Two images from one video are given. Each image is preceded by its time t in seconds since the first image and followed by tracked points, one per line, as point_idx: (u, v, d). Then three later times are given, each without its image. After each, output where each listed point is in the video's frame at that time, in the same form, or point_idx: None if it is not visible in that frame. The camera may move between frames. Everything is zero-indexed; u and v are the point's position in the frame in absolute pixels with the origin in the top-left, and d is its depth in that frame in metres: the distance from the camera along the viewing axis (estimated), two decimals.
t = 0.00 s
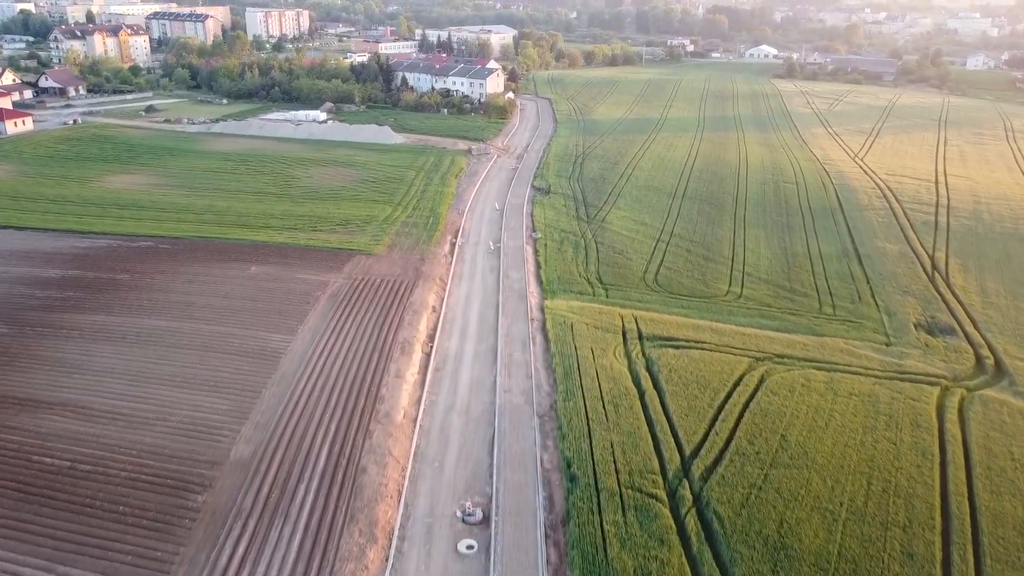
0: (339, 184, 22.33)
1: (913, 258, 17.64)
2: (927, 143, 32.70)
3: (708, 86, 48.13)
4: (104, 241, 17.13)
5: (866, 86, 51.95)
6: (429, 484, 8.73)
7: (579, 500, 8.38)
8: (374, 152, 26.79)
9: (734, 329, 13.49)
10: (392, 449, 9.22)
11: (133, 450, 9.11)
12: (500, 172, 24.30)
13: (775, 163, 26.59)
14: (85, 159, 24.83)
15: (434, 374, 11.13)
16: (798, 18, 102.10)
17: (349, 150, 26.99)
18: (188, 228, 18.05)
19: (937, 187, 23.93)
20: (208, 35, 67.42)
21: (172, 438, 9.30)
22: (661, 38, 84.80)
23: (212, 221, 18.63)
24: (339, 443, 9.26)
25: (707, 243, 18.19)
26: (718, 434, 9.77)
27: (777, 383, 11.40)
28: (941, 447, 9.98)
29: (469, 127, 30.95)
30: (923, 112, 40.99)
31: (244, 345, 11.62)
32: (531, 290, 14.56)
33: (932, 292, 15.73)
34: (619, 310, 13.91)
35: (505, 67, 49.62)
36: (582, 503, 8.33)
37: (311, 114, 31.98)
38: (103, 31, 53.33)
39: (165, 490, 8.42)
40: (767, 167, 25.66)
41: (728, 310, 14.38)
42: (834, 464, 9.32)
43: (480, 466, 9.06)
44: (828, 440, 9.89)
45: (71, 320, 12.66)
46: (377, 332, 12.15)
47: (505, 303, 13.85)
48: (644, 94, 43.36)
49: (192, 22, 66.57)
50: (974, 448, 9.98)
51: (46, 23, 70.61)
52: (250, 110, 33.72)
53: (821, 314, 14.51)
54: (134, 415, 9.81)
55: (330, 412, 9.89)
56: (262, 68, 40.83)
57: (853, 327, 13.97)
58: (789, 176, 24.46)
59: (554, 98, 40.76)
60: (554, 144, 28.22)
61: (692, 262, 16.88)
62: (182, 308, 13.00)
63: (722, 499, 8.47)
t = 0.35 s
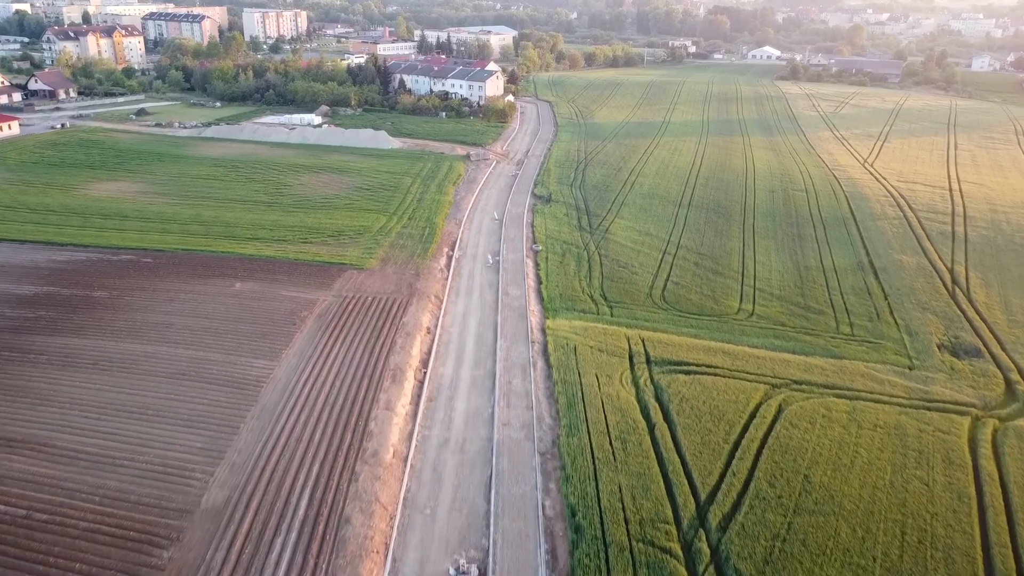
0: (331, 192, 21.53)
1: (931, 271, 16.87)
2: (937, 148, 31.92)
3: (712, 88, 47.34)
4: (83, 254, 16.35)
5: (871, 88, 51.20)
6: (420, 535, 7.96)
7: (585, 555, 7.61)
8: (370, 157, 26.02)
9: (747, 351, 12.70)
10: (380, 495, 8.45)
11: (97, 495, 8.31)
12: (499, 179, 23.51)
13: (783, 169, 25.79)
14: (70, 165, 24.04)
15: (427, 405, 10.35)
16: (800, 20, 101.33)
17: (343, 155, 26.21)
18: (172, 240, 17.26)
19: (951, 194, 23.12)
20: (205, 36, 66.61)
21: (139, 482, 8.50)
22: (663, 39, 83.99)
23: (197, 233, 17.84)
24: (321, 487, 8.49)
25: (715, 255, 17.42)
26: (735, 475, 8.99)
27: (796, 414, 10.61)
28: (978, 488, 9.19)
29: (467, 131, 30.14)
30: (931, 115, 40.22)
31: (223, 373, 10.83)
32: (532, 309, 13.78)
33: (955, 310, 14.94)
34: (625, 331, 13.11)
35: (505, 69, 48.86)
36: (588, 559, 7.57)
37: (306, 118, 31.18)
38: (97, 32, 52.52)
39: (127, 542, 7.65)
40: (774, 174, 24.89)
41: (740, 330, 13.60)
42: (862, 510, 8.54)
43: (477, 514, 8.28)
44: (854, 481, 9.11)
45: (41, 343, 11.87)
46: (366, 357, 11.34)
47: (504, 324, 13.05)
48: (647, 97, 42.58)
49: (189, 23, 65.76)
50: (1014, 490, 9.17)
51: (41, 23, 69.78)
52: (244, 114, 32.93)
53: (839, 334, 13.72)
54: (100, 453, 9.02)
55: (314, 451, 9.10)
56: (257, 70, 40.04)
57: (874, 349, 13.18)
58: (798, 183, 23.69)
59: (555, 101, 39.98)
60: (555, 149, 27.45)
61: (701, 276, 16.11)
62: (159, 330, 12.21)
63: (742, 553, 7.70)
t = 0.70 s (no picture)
0: (324, 200, 20.73)
1: (952, 286, 16.09)
2: (948, 153, 31.12)
3: (715, 90, 46.55)
4: (61, 268, 15.57)
5: (876, 90, 50.46)
6: None
7: None
8: (365, 163, 25.23)
9: (762, 376, 11.93)
10: (365, 548, 7.71)
11: (52, 548, 7.56)
12: (498, 186, 22.71)
13: (791, 175, 24.99)
14: (55, 171, 23.26)
15: (419, 440, 9.58)
16: (802, 20, 100.49)
17: (338, 161, 25.42)
18: (155, 252, 16.47)
19: (967, 203, 22.33)
20: (201, 37, 65.78)
21: (99, 534, 7.73)
22: (664, 40, 83.15)
23: (182, 244, 17.05)
24: (301, 540, 7.73)
25: (724, 268, 16.65)
26: (755, 522, 8.23)
27: (818, 449, 9.85)
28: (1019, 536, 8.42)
29: (466, 136, 29.34)
30: (939, 119, 39.45)
31: (199, 404, 10.04)
32: (532, 329, 13.00)
33: (979, 329, 14.16)
34: (632, 354, 12.33)
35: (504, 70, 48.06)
36: None
37: (300, 122, 30.40)
38: (90, 33, 51.68)
39: None
40: (782, 180, 24.11)
41: (754, 352, 12.82)
42: (896, 564, 7.78)
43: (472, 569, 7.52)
44: (885, 529, 8.34)
45: (7, 368, 11.10)
46: (354, 385, 10.56)
47: (503, 347, 12.27)
48: (649, 99, 41.80)
49: (184, 23, 64.97)
50: None
51: (36, 24, 68.96)
52: (237, 118, 32.15)
53: (858, 357, 12.94)
54: (59, 498, 8.25)
55: (293, 497, 8.34)
56: (252, 72, 39.26)
57: (896, 373, 12.40)
58: (807, 191, 22.91)
59: (555, 104, 39.20)
60: (556, 154, 26.66)
61: (710, 291, 15.34)
62: (132, 355, 11.42)
63: None
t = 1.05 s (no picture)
0: (316, 209, 19.94)
1: (974, 301, 15.31)
2: (959, 157, 30.33)
3: (718, 93, 45.79)
4: (37, 283, 14.79)
5: (881, 93, 49.69)
6: None
7: None
8: (360, 168, 24.44)
9: (779, 404, 11.15)
10: None
11: None
12: (497, 194, 21.94)
13: (799, 182, 24.22)
14: (39, 178, 22.49)
15: (409, 481, 8.81)
16: (804, 20, 99.72)
17: (332, 167, 24.63)
18: (136, 266, 15.68)
19: (983, 211, 21.55)
20: (197, 38, 65.00)
21: None
22: (665, 41, 82.40)
23: (165, 257, 16.27)
24: None
25: (734, 283, 15.87)
26: None
27: (843, 490, 9.08)
28: None
29: (464, 140, 28.55)
30: (947, 122, 38.69)
31: (171, 441, 9.26)
32: (533, 352, 12.20)
33: (1006, 349, 13.36)
34: (639, 379, 11.55)
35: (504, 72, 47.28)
36: None
37: (294, 126, 29.61)
38: (83, 34, 50.87)
39: None
40: (791, 188, 23.35)
41: (768, 376, 12.05)
42: None
43: None
44: None
45: None
46: (341, 417, 9.79)
47: (502, 371, 11.48)
48: (651, 102, 41.04)
49: (180, 24, 64.22)
50: None
51: (31, 24, 68.21)
52: (229, 122, 31.37)
53: (880, 381, 12.15)
54: (12, 554, 7.50)
55: (270, 551, 7.62)
56: (246, 75, 38.49)
57: (921, 399, 11.62)
58: (817, 199, 22.16)
59: (556, 107, 38.42)
60: (556, 160, 25.88)
61: (720, 308, 14.57)
62: (103, 383, 10.63)
63: None
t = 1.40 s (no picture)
0: (308, 218, 19.18)
1: (998, 318, 14.52)
2: (970, 162, 29.55)
3: (722, 95, 45.02)
4: (11, 299, 14.04)
5: (887, 95, 48.91)
6: None
7: None
8: (354, 175, 23.69)
9: (798, 435, 10.37)
10: None
11: None
12: (496, 202, 21.16)
13: (808, 189, 23.44)
14: (22, 185, 21.73)
15: (398, 530, 8.06)
16: (806, 21, 98.82)
17: (326, 173, 23.87)
18: (117, 280, 14.92)
19: (1000, 220, 20.78)
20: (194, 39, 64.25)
21: None
22: (667, 42, 81.66)
23: (148, 271, 15.51)
24: None
25: (745, 298, 15.10)
26: None
27: (871, 538, 8.34)
28: None
29: (462, 145, 27.78)
30: (956, 125, 37.90)
31: (139, 484, 8.51)
32: (534, 378, 11.42)
33: None
34: (648, 407, 10.77)
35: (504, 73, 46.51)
36: None
37: (288, 130, 28.84)
38: (76, 35, 50.02)
39: None
40: (800, 195, 22.58)
41: (785, 404, 11.27)
42: None
43: None
44: None
45: None
46: (325, 455, 9.03)
47: (500, 400, 10.71)
48: (654, 105, 40.29)
49: (177, 25, 63.47)
50: None
51: (26, 24, 67.46)
52: (222, 126, 30.62)
53: (904, 409, 11.38)
54: None
55: None
56: (241, 77, 37.73)
57: (950, 430, 10.83)
58: (827, 207, 21.37)
59: (557, 109, 37.64)
60: (557, 165, 25.12)
61: (731, 327, 13.79)
62: (71, 415, 9.88)
63: None
